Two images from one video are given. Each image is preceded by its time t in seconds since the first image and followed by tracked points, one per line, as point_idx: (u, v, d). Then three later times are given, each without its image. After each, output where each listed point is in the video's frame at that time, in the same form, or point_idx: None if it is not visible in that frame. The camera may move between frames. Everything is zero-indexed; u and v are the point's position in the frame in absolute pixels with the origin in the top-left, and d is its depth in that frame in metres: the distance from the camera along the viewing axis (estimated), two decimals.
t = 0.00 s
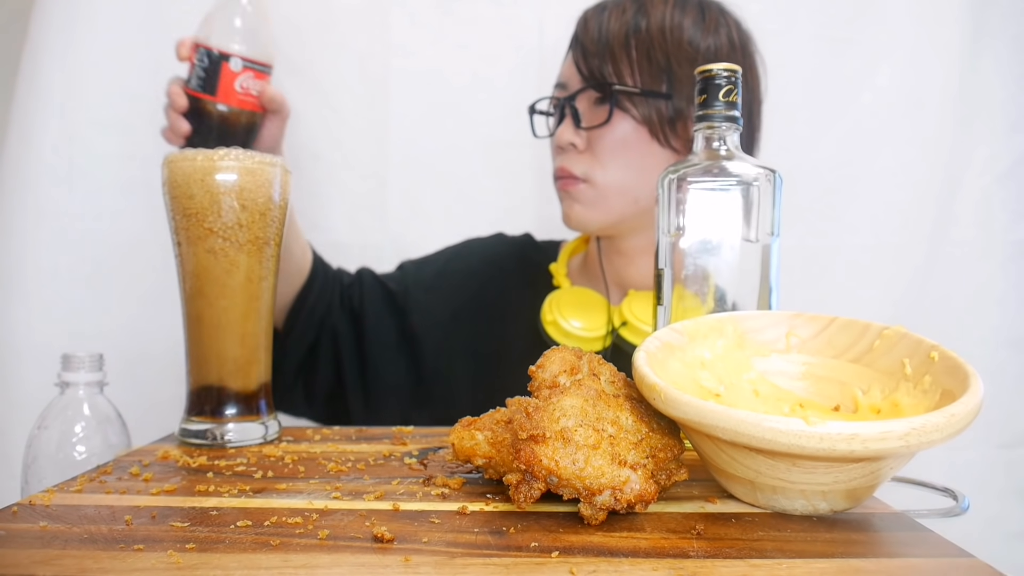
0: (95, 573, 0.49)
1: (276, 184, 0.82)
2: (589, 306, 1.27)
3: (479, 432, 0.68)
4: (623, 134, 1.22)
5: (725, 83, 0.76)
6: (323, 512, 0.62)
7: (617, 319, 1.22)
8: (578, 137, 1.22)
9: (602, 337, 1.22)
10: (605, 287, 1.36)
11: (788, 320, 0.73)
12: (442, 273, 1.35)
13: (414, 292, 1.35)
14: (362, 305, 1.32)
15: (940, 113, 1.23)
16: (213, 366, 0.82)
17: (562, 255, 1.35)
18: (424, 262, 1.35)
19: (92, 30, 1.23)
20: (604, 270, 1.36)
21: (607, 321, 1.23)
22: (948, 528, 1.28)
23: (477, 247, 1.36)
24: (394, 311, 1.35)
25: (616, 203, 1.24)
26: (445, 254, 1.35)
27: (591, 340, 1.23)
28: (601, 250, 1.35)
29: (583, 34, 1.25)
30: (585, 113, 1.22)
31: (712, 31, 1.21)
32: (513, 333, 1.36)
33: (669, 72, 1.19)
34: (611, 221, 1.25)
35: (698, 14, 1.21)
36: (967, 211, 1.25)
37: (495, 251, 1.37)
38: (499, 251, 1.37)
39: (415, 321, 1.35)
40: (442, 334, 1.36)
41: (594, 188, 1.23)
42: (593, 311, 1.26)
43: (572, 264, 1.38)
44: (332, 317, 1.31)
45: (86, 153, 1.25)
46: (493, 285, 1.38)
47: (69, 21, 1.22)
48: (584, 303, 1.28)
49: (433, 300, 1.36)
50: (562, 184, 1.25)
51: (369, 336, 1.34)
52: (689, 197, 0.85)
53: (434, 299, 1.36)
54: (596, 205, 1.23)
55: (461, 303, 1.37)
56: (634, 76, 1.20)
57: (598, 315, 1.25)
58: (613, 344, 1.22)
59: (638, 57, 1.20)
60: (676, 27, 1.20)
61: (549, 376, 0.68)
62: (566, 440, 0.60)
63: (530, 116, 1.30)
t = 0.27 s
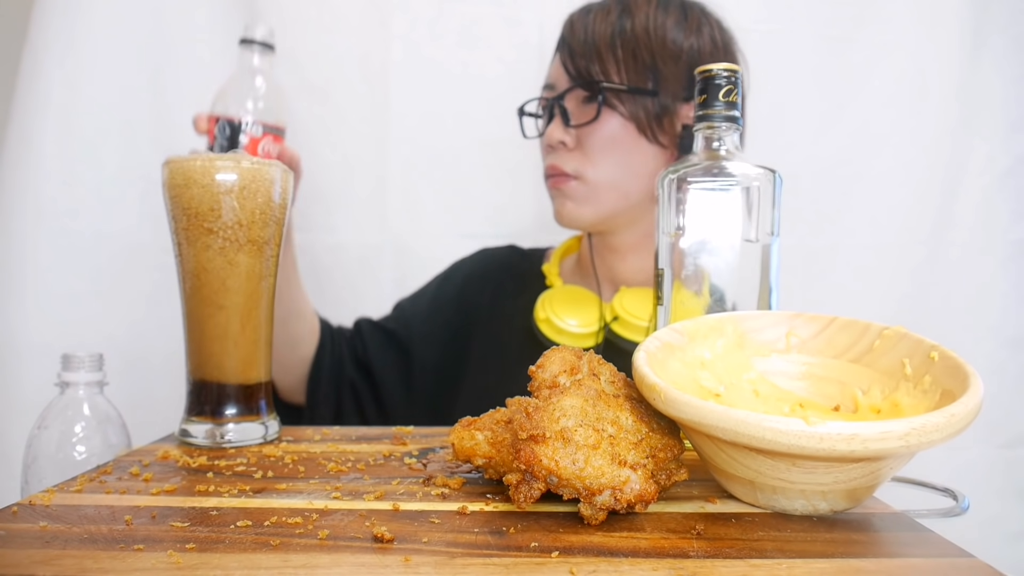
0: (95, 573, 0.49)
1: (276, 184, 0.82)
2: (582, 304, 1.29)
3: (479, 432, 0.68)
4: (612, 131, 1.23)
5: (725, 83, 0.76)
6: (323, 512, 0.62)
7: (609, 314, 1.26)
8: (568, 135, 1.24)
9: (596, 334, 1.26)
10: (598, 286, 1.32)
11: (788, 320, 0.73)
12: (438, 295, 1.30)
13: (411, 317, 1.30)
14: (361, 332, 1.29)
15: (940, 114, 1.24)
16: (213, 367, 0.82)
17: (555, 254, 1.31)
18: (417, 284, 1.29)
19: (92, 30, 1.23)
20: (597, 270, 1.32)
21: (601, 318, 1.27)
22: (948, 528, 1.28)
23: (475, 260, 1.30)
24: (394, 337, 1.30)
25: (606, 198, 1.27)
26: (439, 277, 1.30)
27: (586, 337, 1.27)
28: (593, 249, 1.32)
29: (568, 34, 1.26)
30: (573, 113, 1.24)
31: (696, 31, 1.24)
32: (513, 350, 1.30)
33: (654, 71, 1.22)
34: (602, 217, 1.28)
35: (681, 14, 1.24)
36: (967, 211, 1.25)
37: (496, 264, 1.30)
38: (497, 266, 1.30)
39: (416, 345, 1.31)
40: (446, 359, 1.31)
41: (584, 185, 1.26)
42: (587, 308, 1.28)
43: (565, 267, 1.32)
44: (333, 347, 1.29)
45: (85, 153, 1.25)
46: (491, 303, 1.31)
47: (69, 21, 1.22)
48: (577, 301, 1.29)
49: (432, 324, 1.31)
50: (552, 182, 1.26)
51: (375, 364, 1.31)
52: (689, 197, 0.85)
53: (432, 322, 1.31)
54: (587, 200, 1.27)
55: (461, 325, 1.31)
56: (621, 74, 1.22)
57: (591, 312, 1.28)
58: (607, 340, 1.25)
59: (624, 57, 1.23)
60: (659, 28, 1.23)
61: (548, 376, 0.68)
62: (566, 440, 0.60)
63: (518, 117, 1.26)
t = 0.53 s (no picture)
0: (95, 573, 0.49)
1: (276, 185, 0.82)
2: (567, 298, 1.28)
3: (479, 432, 0.68)
4: (580, 138, 1.26)
5: (725, 83, 0.76)
6: (323, 512, 0.62)
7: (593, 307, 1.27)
8: (539, 146, 1.25)
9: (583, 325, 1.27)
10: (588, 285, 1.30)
11: (788, 320, 0.73)
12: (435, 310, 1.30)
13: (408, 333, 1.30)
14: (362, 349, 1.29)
15: (940, 114, 1.24)
16: (213, 367, 0.82)
17: (545, 257, 1.30)
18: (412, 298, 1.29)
19: (92, 29, 1.23)
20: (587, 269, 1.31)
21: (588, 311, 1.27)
22: (948, 528, 1.28)
23: (475, 266, 1.29)
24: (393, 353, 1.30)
25: (580, 202, 1.28)
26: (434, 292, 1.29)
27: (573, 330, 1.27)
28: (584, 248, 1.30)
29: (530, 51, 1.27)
30: (542, 124, 1.25)
31: (652, 32, 1.25)
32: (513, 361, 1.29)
33: (611, 76, 1.24)
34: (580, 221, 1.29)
35: (635, 16, 1.25)
36: (967, 210, 1.25)
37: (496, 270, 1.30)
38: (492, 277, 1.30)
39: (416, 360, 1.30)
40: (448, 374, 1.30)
41: (559, 192, 1.28)
42: (572, 301, 1.28)
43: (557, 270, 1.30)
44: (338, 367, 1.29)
45: (84, 153, 1.25)
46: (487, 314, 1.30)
47: (69, 21, 1.22)
48: (563, 295, 1.28)
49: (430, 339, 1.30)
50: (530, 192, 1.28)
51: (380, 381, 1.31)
52: (689, 197, 0.85)
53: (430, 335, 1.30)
54: (564, 206, 1.28)
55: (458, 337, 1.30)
56: (580, 83, 1.25)
57: (576, 305, 1.27)
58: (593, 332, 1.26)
59: (583, 66, 1.25)
60: (614, 33, 1.25)
61: (549, 376, 0.68)
62: (566, 440, 0.60)
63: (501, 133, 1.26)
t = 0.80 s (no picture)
0: (95, 573, 0.49)
1: (275, 187, 0.82)
2: (561, 298, 1.26)
3: (479, 432, 0.68)
4: (563, 144, 1.24)
5: (725, 83, 0.76)
6: (323, 512, 0.62)
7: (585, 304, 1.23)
8: (523, 156, 1.24)
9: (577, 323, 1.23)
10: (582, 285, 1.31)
11: (788, 320, 0.73)
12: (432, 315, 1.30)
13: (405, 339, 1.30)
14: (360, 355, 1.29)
15: (939, 114, 1.24)
16: (214, 367, 0.82)
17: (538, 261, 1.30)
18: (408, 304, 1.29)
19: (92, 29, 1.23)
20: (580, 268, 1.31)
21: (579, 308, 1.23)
22: (948, 528, 1.28)
23: (475, 268, 1.29)
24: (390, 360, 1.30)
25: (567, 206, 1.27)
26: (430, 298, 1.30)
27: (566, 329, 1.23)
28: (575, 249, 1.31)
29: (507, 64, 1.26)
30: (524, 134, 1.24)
31: (624, 36, 1.24)
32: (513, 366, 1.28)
33: (588, 81, 1.23)
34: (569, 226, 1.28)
35: (607, 24, 1.25)
36: (967, 210, 1.25)
37: (496, 273, 1.30)
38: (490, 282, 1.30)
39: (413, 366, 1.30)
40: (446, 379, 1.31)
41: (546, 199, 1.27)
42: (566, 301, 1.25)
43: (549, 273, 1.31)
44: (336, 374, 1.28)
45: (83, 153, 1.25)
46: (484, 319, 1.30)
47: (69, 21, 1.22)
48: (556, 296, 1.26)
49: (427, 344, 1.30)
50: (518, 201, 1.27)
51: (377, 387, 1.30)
52: (689, 197, 0.85)
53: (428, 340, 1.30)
54: (552, 211, 1.27)
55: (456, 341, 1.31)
56: (558, 92, 1.24)
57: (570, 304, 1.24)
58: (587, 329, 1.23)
59: (561, 75, 1.24)
60: (588, 40, 1.24)
61: (549, 376, 0.68)
62: (566, 440, 0.60)
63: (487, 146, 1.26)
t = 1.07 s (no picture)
0: (95, 573, 0.49)
1: (275, 187, 0.82)
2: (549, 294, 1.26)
3: (479, 432, 0.68)
4: (545, 142, 1.25)
5: (725, 83, 0.76)
6: (323, 512, 0.62)
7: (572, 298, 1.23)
8: (506, 153, 1.25)
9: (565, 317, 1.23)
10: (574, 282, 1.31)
11: (788, 320, 0.73)
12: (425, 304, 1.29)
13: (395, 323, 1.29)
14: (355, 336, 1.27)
15: (940, 113, 1.23)
16: (214, 367, 0.82)
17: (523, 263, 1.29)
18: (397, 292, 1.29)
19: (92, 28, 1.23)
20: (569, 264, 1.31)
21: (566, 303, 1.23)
22: (948, 527, 1.28)
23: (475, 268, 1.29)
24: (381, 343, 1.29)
25: (550, 201, 1.28)
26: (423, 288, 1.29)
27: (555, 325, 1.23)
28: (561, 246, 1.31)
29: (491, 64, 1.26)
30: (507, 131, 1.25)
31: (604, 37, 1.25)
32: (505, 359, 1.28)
33: (570, 81, 1.24)
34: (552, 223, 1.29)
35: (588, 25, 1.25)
36: (967, 210, 1.25)
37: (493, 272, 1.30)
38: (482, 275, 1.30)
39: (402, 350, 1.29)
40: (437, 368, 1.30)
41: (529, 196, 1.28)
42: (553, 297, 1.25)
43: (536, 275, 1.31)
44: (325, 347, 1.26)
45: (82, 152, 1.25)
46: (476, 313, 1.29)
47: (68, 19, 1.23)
48: (544, 293, 1.26)
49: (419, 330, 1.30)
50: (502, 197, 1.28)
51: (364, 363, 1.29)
52: (689, 196, 0.85)
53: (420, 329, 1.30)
54: (534, 205, 1.28)
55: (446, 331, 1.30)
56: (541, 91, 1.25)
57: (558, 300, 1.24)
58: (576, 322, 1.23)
59: (544, 74, 1.25)
60: (569, 41, 1.24)
61: (549, 376, 0.68)
62: (566, 440, 0.60)
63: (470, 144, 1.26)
